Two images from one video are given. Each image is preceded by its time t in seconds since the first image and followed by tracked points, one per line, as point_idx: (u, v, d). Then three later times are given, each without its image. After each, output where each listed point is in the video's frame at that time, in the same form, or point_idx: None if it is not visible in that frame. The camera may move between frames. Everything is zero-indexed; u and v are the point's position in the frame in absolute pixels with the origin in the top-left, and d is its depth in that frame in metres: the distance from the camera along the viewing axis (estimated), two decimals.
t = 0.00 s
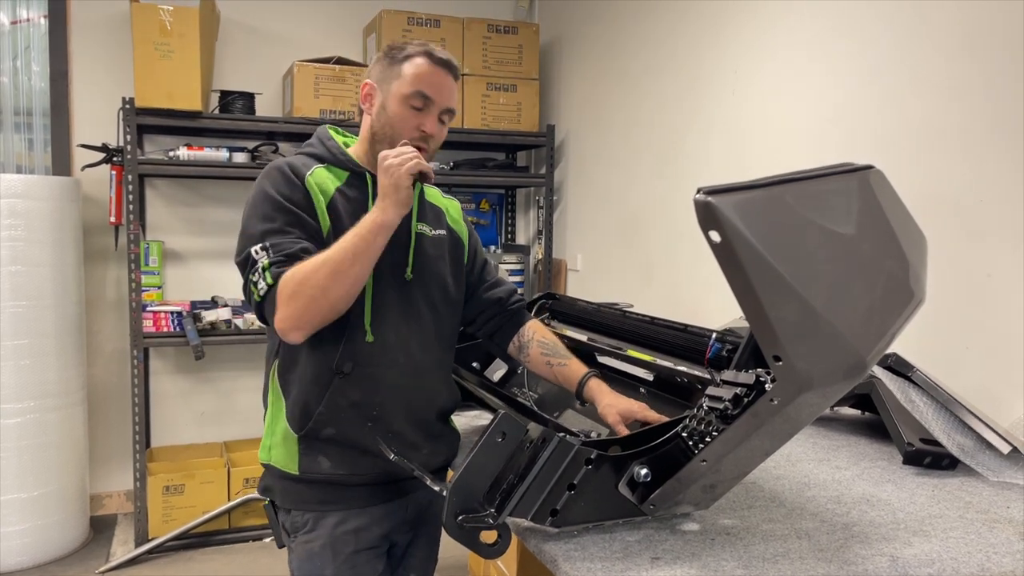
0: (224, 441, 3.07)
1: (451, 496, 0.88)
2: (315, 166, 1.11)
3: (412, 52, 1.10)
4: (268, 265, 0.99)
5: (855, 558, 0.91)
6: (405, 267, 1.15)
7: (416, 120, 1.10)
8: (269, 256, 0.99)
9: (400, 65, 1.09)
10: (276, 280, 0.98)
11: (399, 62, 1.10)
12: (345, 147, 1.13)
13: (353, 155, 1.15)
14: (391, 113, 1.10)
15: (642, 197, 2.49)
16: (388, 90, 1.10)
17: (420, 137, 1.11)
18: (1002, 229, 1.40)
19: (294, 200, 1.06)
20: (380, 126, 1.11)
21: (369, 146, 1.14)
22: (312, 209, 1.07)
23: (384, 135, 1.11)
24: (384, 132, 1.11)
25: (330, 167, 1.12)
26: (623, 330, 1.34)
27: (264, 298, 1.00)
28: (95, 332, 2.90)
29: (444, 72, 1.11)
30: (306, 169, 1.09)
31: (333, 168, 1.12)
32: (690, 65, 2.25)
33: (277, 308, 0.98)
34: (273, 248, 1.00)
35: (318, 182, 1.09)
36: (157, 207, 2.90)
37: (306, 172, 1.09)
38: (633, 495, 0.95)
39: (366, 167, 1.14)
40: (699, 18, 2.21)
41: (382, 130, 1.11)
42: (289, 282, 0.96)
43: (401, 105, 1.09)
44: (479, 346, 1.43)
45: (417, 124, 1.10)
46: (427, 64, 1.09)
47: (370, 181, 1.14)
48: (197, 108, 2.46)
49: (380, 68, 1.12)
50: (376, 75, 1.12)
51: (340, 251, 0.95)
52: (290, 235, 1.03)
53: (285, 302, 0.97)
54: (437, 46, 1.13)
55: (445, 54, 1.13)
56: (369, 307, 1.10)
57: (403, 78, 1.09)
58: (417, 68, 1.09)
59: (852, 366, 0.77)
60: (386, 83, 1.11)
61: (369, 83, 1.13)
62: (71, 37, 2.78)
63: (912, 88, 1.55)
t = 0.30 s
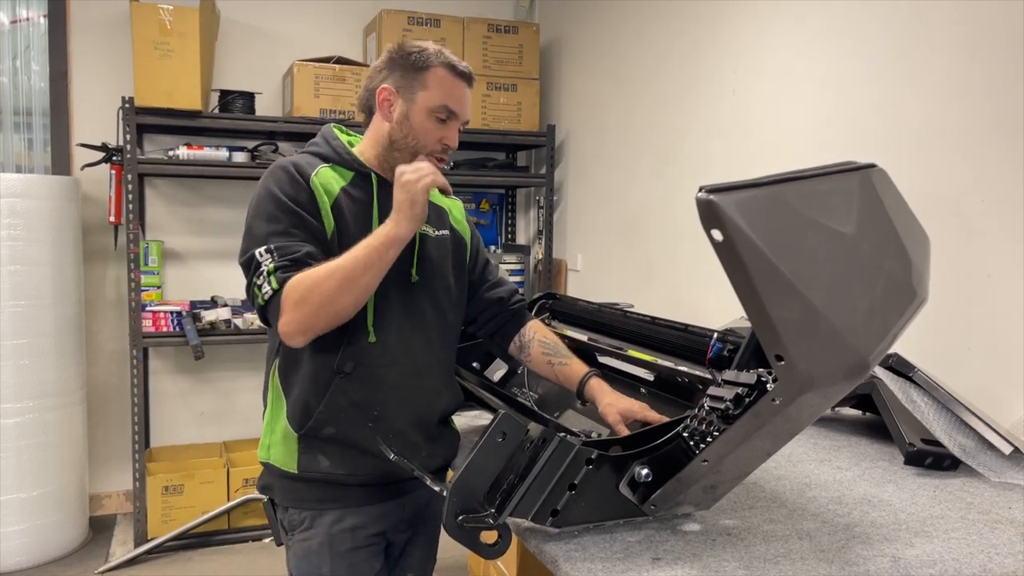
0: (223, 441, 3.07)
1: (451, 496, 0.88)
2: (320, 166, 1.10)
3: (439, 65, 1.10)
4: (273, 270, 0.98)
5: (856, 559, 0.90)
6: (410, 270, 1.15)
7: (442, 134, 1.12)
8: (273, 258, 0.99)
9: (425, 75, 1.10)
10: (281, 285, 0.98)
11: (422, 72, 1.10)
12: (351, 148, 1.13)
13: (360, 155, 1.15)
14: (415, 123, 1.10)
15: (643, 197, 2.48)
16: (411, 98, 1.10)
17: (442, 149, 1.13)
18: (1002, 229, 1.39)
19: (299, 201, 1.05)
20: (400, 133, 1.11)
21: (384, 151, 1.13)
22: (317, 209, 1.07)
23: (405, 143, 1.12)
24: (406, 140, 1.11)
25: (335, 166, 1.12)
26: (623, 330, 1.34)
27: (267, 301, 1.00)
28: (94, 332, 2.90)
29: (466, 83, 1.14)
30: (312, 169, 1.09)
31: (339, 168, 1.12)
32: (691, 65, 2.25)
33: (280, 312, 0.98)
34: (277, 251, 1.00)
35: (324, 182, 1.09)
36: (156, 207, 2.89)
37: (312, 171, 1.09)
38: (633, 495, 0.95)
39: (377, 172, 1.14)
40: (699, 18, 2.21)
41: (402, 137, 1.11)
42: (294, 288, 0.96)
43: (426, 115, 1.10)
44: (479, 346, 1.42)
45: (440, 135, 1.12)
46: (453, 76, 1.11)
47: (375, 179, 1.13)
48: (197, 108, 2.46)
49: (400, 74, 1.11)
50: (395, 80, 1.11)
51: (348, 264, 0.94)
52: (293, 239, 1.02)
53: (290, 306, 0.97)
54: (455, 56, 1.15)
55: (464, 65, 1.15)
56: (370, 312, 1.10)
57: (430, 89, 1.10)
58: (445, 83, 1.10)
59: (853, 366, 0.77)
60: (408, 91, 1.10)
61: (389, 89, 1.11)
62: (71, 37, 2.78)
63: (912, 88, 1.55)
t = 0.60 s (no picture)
0: (222, 441, 3.06)
1: (451, 495, 0.87)
2: (320, 168, 1.10)
3: (443, 61, 1.13)
4: (237, 291, 1.00)
5: (859, 560, 0.90)
6: (411, 272, 1.15)
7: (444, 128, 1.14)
8: (239, 279, 1.00)
9: (430, 70, 1.13)
10: (239, 312, 0.99)
11: (427, 68, 1.13)
12: (351, 147, 1.13)
13: (359, 154, 1.14)
14: (418, 116, 1.12)
15: (643, 197, 2.48)
16: (415, 93, 1.12)
17: (444, 145, 1.15)
18: (1003, 228, 1.39)
19: (281, 219, 1.04)
20: (403, 128, 1.12)
21: (386, 145, 1.13)
22: (298, 229, 1.05)
23: (408, 137, 1.12)
24: (408, 134, 1.12)
25: (335, 167, 1.11)
26: (623, 330, 1.33)
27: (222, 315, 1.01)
28: (93, 332, 2.89)
29: (469, 82, 1.16)
30: (305, 177, 1.08)
31: (339, 167, 1.11)
32: (691, 64, 2.25)
33: (234, 332, 1.00)
34: (245, 269, 1.00)
35: (313, 195, 1.07)
36: (156, 206, 2.89)
37: (302, 182, 1.07)
38: (634, 495, 0.94)
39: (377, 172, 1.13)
40: (699, 17, 2.20)
41: (405, 132, 1.12)
42: (257, 341, 0.99)
43: (430, 110, 1.12)
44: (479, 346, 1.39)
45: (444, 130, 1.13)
46: (457, 73, 1.14)
47: (375, 179, 1.13)
48: (196, 107, 2.45)
49: (404, 70, 1.14)
50: (400, 76, 1.14)
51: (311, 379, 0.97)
52: (267, 258, 1.02)
53: (245, 347, 0.99)
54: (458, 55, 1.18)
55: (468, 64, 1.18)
56: (369, 313, 1.11)
57: (435, 84, 1.12)
58: (450, 77, 1.13)
59: (857, 364, 0.76)
60: (413, 85, 1.13)
61: (393, 83, 1.14)
62: (70, 36, 2.77)
63: (912, 87, 1.54)
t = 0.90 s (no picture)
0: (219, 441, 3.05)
1: (445, 497, 0.86)
2: (306, 169, 1.09)
3: (435, 56, 1.11)
4: (225, 300, 0.98)
5: (857, 563, 0.89)
6: (403, 273, 1.14)
7: (435, 126, 1.12)
8: (226, 287, 0.99)
9: (420, 66, 1.11)
10: (227, 322, 0.98)
11: (418, 63, 1.11)
12: (339, 145, 1.12)
13: (349, 151, 1.13)
14: (408, 113, 1.10)
15: (642, 196, 2.46)
16: (405, 89, 1.11)
17: (435, 143, 1.13)
18: (1001, 228, 1.38)
19: (266, 223, 1.03)
20: (391, 125, 1.10)
21: (375, 143, 1.12)
22: (284, 233, 1.04)
23: (396, 135, 1.10)
24: (397, 131, 1.10)
25: (322, 167, 1.10)
26: (620, 330, 1.33)
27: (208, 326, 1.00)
28: (89, 332, 2.88)
29: (462, 78, 1.14)
30: (291, 179, 1.07)
31: (326, 168, 1.11)
32: (690, 63, 2.24)
33: (222, 341, 0.99)
34: (231, 276, 0.99)
35: (300, 198, 1.06)
36: (152, 205, 2.88)
37: (288, 185, 1.06)
38: (630, 497, 0.93)
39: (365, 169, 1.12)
40: (698, 16, 2.19)
41: (394, 129, 1.10)
42: (246, 352, 0.98)
43: (419, 107, 1.10)
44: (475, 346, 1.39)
45: (434, 128, 1.12)
46: (448, 69, 1.12)
47: (364, 179, 1.12)
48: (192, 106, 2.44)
49: (394, 65, 1.12)
50: (389, 71, 1.12)
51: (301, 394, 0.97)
52: (252, 264, 1.01)
53: (233, 359, 0.99)
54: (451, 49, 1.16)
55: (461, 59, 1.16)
56: (358, 316, 1.10)
57: (425, 80, 1.10)
58: (439, 73, 1.11)
59: (855, 365, 0.75)
60: (403, 82, 1.11)
61: (383, 79, 1.12)
62: (66, 35, 2.76)
63: (913, 86, 1.53)
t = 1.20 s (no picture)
0: (214, 442, 3.04)
1: (435, 500, 0.86)
2: (292, 174, 1.08)
3: (411, 62, 1.08)
4: (200, 308, 1.01)
5: (850, 566, 0.88)
6: (395, 277, 1.13)
7: (414, 135, 1.09)
8: (202, 295, 1.01)
9: (396, 74, 1.08)
10: (203, 330, 1.01)
11: (394, 71, 1.08)
12: (323, 148, 1.11)
13: (333, 158, 1.13)
14: (386, 125, 1.08)
15: (638, 196, 2.46)
16: (382, 99, 1.08)
17: (417, 152, 1.10)
18: (996, 228, 1.38)
19: (247, 231, 1.02)
20: (371, 136, 1.09)
21: (357, 154, 1.11)
22: (267, 241, 1.03)
23: (376, 147, 1.09)
24: (377, 143, 1.08)
25: (307, 171, 1.09)
26: (613, 331, 1.32)
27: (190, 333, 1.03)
28: (84, 332, 2.87)
29: (441, 80, 1.10)
30: (275, 185, 1.05)
31: (312, 171, 1.10)
32: (685, 63, 2.23)
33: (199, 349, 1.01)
34: (208, 286, 1.01)
35: (285, 204, 1.05)
36: (147, 205, 2.87)
37: (272, 192, 1.04)
38: (621, 500, 0.92)
39: (352, 176, 1.11)
40: (694, 16, 2.19)
41: (373, 141, 1.09)
42: (215, 358, 0.98)
43: (397, 118, 1.07)
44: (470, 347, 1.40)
45: (414, 137, 1.09)
46: (426, 74, 1.08)
47: (350, 182, 1.10)
48: (187, 106, 2.43)
49: (370, 73, 1.09)
50: (366, 80, 1.09)
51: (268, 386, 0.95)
52: (230, 274, 1.01)
53: (208, 367, 1.00)
54: (430, 48, 1.11)
55: (441, 58, 1.11)
56: (350, 320, 1.09)
57: (401, 89, 1.07)
58: (415, 81, 1.07)
59: (846, 367, 0.74)
60: (379, 91, 1.08)
61: (359, 88, 1.10)
62: (60, 34, 2.75)
63: (908, 86, 1.53)
